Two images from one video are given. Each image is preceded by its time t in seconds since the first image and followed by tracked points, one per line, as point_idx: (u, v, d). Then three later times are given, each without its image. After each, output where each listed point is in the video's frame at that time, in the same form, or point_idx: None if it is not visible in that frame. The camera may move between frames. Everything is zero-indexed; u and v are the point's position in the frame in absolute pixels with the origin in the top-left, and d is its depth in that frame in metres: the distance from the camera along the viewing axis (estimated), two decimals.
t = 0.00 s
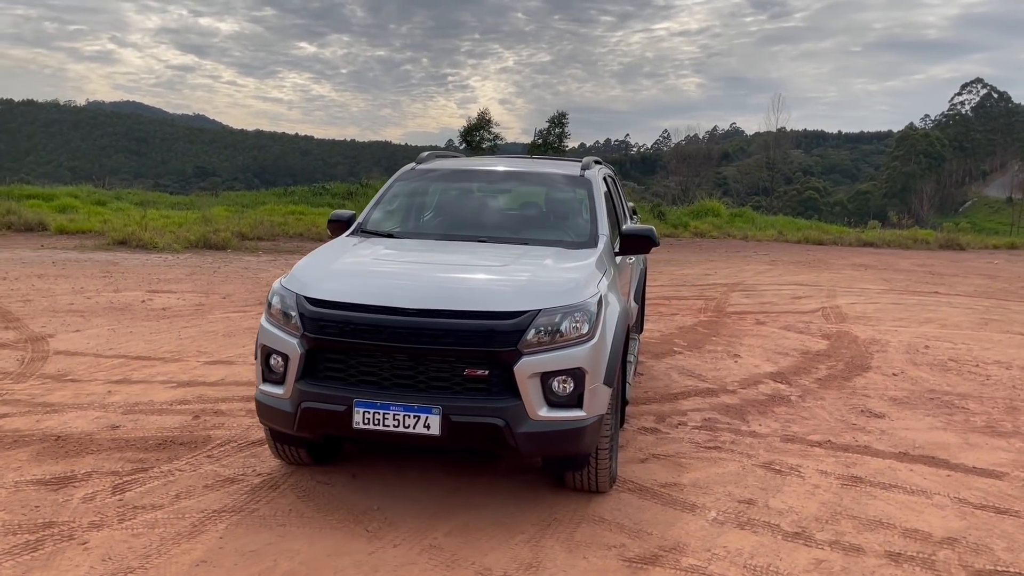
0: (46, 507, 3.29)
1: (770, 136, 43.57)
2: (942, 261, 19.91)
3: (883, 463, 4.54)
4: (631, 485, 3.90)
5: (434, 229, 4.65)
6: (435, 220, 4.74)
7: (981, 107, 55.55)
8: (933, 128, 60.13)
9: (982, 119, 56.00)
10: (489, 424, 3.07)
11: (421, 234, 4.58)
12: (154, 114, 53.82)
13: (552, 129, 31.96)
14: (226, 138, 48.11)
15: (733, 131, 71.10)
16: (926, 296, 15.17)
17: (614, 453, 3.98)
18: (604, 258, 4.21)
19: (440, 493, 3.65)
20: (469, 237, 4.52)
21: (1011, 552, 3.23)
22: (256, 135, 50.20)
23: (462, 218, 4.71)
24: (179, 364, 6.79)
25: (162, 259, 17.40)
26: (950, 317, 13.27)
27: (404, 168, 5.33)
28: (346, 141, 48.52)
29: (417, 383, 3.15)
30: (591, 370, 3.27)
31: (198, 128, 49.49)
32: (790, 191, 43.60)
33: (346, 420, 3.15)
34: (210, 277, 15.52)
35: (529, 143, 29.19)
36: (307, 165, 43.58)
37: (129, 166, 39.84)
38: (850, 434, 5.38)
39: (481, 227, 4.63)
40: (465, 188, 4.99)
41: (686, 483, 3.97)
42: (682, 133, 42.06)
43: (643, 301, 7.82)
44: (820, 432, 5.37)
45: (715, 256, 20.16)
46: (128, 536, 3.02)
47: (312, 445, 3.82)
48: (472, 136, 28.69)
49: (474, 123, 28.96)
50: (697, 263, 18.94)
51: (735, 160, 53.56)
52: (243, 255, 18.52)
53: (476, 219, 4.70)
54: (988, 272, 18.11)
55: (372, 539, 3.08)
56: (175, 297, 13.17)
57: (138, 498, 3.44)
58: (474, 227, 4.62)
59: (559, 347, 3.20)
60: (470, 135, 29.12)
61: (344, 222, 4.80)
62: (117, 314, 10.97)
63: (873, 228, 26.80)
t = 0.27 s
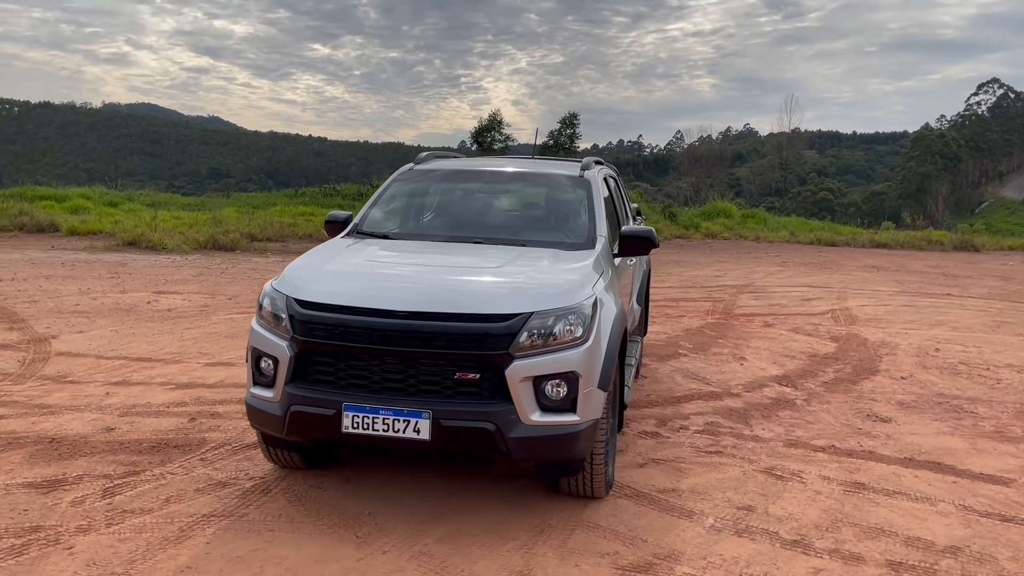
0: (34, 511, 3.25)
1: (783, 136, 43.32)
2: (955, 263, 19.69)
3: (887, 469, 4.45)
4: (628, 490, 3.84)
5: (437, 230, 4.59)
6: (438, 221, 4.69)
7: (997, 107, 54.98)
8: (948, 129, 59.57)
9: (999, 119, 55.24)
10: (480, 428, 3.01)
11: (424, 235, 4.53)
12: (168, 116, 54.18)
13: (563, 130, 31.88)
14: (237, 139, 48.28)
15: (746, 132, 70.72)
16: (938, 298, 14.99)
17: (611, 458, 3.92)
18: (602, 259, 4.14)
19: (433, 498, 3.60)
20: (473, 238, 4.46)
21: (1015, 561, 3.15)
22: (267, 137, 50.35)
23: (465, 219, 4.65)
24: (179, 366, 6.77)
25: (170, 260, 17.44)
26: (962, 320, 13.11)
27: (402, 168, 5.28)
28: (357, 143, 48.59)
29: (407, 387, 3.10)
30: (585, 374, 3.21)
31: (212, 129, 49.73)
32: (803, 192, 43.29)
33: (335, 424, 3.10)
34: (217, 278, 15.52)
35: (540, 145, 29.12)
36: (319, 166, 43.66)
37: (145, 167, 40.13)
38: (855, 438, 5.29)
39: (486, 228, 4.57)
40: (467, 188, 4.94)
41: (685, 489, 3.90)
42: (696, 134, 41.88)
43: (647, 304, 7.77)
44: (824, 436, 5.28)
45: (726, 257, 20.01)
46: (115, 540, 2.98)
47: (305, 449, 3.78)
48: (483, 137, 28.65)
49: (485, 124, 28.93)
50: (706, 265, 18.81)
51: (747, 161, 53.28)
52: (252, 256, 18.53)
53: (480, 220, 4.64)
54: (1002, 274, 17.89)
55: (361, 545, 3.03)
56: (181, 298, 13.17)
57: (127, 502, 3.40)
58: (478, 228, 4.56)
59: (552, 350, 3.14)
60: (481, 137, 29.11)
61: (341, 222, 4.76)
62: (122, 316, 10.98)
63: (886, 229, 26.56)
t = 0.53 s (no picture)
0: (26, 513, 3.24)
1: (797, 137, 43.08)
2: (971, 265, 19.47)
3: (890, 475, 4.38)
4: (626, 496, 3.79)
5: (443, 233, 4.55)
6: (444, 223, 4.64)
7: (1015, 107, 54.34)
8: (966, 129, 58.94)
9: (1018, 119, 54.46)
10: (471, 432, 2.98)
11: (429, 238, 4.49)
12: (185, 117, 54.60)
13: (576, 131, 31.78)
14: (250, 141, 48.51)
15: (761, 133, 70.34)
16: (952, 301, 14.82)
17: (608, 462, 3.88)
18: (601, 261, 4.10)
19: (428, 503, 3.57)
20: (479, 241, 4.43)
21: (1019, 571, 3.08)
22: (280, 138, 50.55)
23: (471, 221, 4.61)
24: (181, 367, 6.78)
25: (181, 261, 17.52)
26: (975, 323, 12.95)
27: (401, 170, 5.24)
28: (370, 144, 48.71)
29: (398, 390, 3.07)
30: (579, 378, 3.17)
31: (227, 130, 50.03)
32: (818, 193, 42.95)
33: (326, 427, 3.07)
34: (226, 279, 15.57)
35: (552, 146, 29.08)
36: (333, 167, 43.77)
37: (162, 169, 40.51)
38: (860, 443, 5.21)
39: (492, 230, 4.53)
40: (467, 189, 4.89)
41: (683, 494, 3.85)
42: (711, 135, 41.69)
43: (651, 305, 7.73)
44: (828, 441, 5.20)
45: (738, 259, 19.88)
46: (104, 544, 2.96)
47: (298, 451, 3.75)
48: (495, 139, 28.65)
49: (497, 125, 28.92)
50: (717, 266, 18.70)
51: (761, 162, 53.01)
52: (262, 257, 18.59)
53: (486, 221, 4.61)
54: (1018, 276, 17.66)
55: (351, 550, 3.00)
56: (188, 300, 13.22)
57: (120, 505, 3.39)
58: (484, 230, 4.53)
59: (545, 353, 3.10)
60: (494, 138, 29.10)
61: (339, 224, 4.74)
62: (129, 316, 11.02)
63: (901, 231, 26.30)
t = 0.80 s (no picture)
0: (16, 513, 3.24)
1: (812, 138, 42.79)
2: (986, 268, 19.24)
3: (890, 480, 4.32)
4: (619, 499, 3.76)
5: (448, 234, 4.52)
6: (448, 224, 4.61)
7: None
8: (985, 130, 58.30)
9: None
10: (458, 434, 2.96)
11: (433, 239, 4.45)
12: (201, 118, 54.99)
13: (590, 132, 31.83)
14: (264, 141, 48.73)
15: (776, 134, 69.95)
16: (964, 303, 14.66)
17: (601, 465, 3.85)
18: (595, 262, 4.07)
19: (418, 505, 3.55)
20: (483, 241, 4.40)
21: None
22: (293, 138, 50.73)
23: (475, 221, 4.58)
24: (182, 367, 6.80)
25: (191, 261, 17.62)
26: (987, 326, 12.80)
27: (399, 170, 5.23)
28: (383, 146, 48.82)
29: (385, 392, 3.05)
30: (568, 380, 3.14)
31: (242, 130, 50.32)
32: (834, 194, 42.62)
33: (313, 429, 3.06)
34: (235, 280, 15.64)
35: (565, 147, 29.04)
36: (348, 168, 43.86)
37: (180, 170, 40.84)
38: (861, 447, 5.14)
39: (486, 230, 4.52)
40: (463, 189, 4.87)
41: (677, 498, 3.82)
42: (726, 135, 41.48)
43: (654, 305, 7.70)
44: (829, 445, 5.14)
45: (748, 261, 19.77)
46: (91, 544, 2.96)
47: (290, 453, 3.74)
48: (509, 140, 28.65)
49: (510, 126, 28.92)
50: (727, 268, 18.60)
51: (777, 163, 52.70)
52: (272, 257, 18.67)
53: (480, 222, 4.59)
54: None
55: (338, 552, 2.99)
56: (196, 300, 13.27)
57: (110, 505, 3.39)
58: (489, 231, 4.50)
59: (534, 355, 3.07)
60: (507, 139, 29.12)
61: (336, 225, 4.74)
62: (136, 316, 11.09)
63: (917, 232, 26.05)
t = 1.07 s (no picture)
0: (4, 513, 3.26)
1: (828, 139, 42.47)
2: (1001, 271, 19.02)
3: (885, 485, 4.27)
4: (607, 503, 3.75)
5: (452, 238, 4.50)
6: (451, 227, 4.59)
7: None
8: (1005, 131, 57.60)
9: None
10: (440, 438, 2.95)
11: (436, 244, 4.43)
12: (218, 120, 55.45)
13: (604, 133, 31.93)
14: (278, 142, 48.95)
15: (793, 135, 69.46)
16: (976, 307, 14.50)
17: (590, 469, 3.84)
18: (585, 265, 4.06)
19: (405, 507, 3.55)
20: (487, 244, 4.38)
21: None
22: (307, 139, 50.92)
23: (480, 224, 4.56)
24: (183, 368, 6.84)
25: (202, 262, 17.73)
26: (998, 330, 12.65)
27: (394, 171, 5.24)
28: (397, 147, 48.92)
29: (368, 395, 3.05)
30: (552, 384, 3.12)
31: (258, 131, 50.66)
32: (850, 195, 42.26)
33: (296, 432, 3.06)
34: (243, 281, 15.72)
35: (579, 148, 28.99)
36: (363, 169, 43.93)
37: (200, 171, 41.20)
38: (858, 452, 5.09)
39: (476, 232, 4.51)
40: (456, 191, 4.87)
41: (666, 502, 3.80)
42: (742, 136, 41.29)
43: (655, 306, 7.67)
44: (825, 450, 5.10)
45: (760, 263, 19.65)
46: (75, 545, 2.97)
47: (279, 455, 3.75)
48: (522, 142, 28.62)
49: (524, 128, 28.90)
50: (737, 270, 18.50)
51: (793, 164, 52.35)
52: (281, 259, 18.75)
53: (471, 223, 4.59)
54: None
55: (320, 555, 2.99)
56: (203, 301, 13.35)
57: (98, 506, 3.40)
58: (493, 233, 4.48)
59: (517, 359, 3.06)
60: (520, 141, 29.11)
61: (329, 227, 4.75)
62: (143, 317, 11.17)
63: (933, 234, 25.79)
